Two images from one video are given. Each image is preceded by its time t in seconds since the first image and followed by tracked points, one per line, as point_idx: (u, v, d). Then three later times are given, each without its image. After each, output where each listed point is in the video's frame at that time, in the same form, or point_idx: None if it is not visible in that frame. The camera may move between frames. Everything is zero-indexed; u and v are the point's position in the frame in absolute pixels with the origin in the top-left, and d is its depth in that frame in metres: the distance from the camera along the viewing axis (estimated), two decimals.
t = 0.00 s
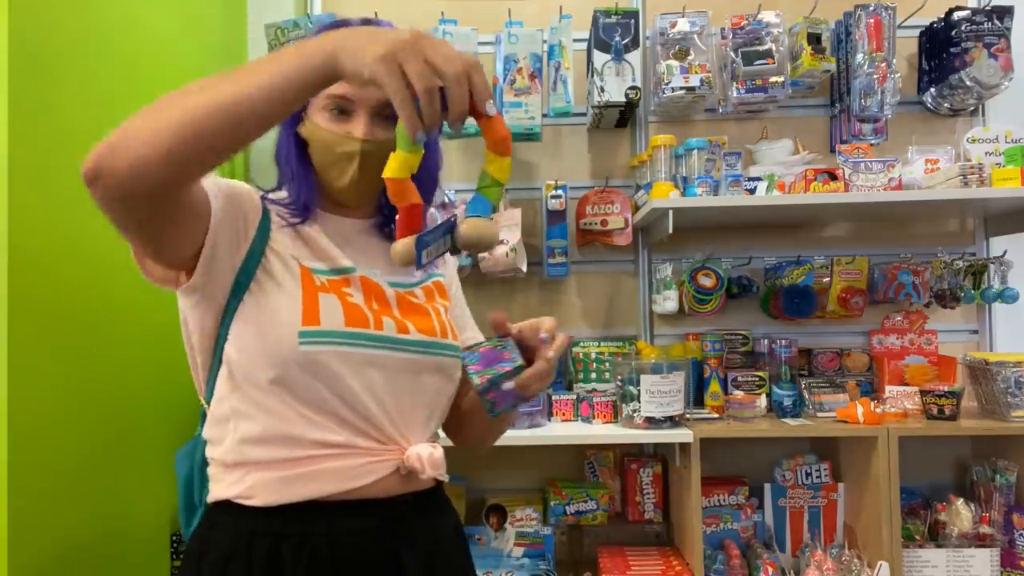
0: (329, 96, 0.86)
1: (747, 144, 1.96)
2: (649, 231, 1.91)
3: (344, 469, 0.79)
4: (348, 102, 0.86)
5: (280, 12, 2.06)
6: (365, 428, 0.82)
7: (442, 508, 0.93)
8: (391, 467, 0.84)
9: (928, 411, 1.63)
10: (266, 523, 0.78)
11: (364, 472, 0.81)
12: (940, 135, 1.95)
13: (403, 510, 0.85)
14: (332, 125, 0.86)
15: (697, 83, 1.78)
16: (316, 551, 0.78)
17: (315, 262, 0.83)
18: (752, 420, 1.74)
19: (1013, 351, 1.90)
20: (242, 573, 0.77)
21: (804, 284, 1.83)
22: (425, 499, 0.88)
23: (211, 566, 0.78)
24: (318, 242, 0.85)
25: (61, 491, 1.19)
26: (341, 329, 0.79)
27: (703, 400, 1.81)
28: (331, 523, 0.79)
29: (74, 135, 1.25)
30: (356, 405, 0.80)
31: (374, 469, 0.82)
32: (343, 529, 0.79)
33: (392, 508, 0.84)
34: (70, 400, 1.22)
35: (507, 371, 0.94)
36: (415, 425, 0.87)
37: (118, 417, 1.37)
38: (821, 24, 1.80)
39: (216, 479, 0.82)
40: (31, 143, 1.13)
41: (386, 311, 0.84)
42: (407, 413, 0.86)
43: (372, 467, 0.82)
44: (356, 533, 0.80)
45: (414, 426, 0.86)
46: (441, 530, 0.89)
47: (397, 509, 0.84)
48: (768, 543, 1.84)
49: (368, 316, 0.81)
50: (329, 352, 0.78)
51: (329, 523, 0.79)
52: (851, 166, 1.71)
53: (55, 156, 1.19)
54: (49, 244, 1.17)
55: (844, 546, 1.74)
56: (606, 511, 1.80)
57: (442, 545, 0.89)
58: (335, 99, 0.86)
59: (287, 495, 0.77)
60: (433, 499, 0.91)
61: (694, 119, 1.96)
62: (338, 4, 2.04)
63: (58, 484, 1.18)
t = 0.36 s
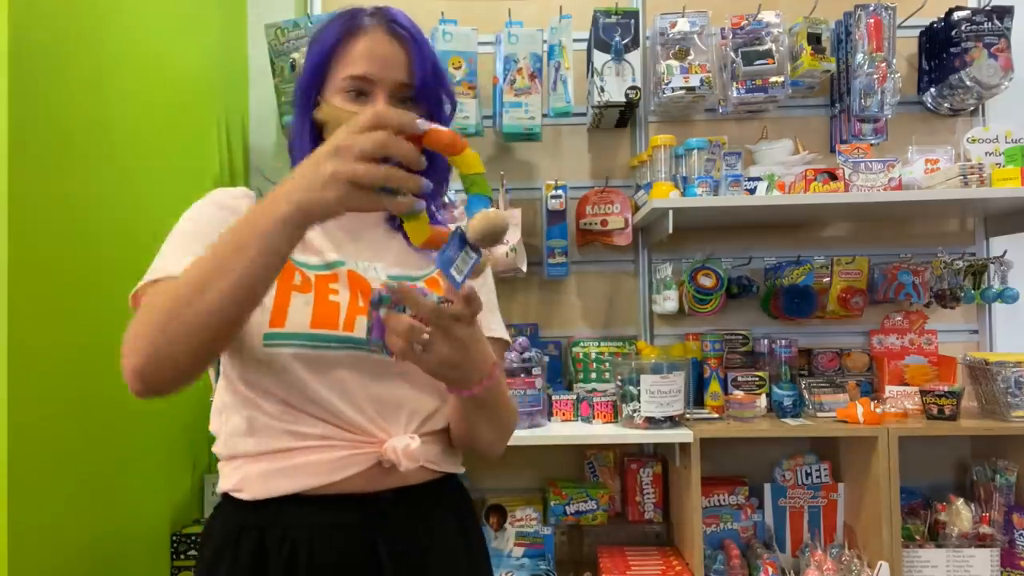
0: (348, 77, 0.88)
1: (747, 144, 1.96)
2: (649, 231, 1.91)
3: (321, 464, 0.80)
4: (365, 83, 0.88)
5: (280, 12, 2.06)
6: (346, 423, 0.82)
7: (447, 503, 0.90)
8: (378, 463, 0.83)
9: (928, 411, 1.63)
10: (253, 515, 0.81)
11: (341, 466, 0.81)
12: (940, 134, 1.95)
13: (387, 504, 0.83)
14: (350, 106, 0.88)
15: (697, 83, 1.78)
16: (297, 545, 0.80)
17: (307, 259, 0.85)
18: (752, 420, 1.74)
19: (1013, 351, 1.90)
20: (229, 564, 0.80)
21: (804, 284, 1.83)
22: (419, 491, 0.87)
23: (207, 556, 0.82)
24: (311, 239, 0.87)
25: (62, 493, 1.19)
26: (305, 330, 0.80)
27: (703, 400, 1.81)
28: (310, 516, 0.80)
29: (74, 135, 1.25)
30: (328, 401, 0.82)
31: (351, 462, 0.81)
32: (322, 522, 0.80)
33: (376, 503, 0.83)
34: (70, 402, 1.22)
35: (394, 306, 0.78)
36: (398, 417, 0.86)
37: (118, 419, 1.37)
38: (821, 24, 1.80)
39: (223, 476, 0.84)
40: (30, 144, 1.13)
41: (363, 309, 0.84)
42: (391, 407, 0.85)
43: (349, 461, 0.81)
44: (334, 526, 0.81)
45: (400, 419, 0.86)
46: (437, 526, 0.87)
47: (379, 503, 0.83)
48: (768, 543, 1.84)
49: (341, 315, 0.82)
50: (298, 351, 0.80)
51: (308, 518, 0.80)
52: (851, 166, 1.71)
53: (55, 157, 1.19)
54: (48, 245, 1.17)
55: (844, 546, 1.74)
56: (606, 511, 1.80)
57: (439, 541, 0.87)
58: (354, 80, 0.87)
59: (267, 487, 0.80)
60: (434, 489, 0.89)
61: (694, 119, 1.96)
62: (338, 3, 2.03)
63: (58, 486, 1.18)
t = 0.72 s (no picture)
0: (363, 55, 0.91)
1: (747, 144, 1.96)
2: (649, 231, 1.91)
3: (342, 467, 0.81)
4: (380, 60, 0.91)
5: (280, 12, 2.06)
6: (371, 425, 0.83)
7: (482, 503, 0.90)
8: (399, 465, 0.83)
9: (928, 411, 1.63)
10: (280, 517, 0.83)
11: (359, 470, 0.81)
12: (940, 135, 1.95)
13: (409, 508, 0.83)
14: (367, 86, 0.91)
15: (697, 83, 1.78)
16: (320, 550, 0.81)
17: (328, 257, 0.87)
18: (752, 420, 1.74)
19: (1013, 351, 1.90)
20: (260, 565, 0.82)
21: (804, 284, 1.83)
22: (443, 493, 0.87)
23: (241, 554, 0.85)
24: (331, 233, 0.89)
25: (62, 494, 1.19)
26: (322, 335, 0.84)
27: (703, 400, 1.81)
28: (334, 520, 0.82)
29: (74, 135, 1.25)
30: (350, 405, 0.83)
31: (370, 467, 0.82)
32: (346, 526, 0.81)
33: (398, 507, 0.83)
34: (70, 403, 1.22)
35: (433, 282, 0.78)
36: (422, 421, 0.86)
37: (118, 419, 1.37)
38: (821, 24, 1.80)
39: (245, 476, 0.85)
40: (31, 144, 1.13)
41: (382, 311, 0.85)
42: (414, 409, 0.86)
43: (370, 467, 0.82)
44: (356, 529, 0.81)
45: (424, 420, 0.86)
46: (464, 527, 0.86)
47: (401, 508, 0.83)
48: (768, 543, 1.84)
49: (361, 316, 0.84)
50: (315, 362, 0.83)
51: (329, 522, 0.81)
52: (851, 166, 1.71)
53: (55, 157, 1.19)
54: (48, 246, 1.17)
55: (844, 546, 1.74)
56: (606, 511, 1.80)
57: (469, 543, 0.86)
58: (368, 59, 0.90)
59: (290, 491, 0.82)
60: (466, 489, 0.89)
61: (694, 119, 1.96)
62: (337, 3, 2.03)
63: (59, 487, 1.18)
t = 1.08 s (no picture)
0: (392, 55, 0.91)
1: (747, 144, 1.96)
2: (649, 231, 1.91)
3: (381, 477, 0.84)
4: (410, 58, 0.91)
5: (280, 12, 2.06)
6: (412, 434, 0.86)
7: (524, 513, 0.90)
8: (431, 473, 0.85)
9: (928, 411, 1.63)
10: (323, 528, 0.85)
11: (398, 481, 0.84)
12: (940, 134, 1.95)
13: (447, 519, 0.85)
14: (396, 85, 0.91)
15: (697, 83, 1.78)
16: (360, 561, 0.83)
17: (370, 263, 0.92)
18: (752, 420, 1.74)
19: (1012, 351, 1.90)
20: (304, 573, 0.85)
21: (804, 284, 1.83)
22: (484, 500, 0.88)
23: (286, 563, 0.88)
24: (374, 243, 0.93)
25: (62, 494, 1.19)
26: (360, 342, 0.87)
27: (703, 400, 1.81)
28: (373, 530, 0.84)
29: (73, 135, 1.25)
30: (390, 414, 0.86)
31: (409, 478, 0.84)
32: (386, 537, 0.84)
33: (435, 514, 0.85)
34: (70, 403, 1.22)
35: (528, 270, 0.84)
36: (461, 427, 0.88)
37: (118, 419, 1.37)
38: (821, 24, 1.80)
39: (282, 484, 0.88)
40: (31, 144, 1.13)
41: (418, 316, 0.89)
42: (455, 417, 0.88)
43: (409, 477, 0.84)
44: (394, 541, 0.83)
45: (464, 428, 0.88)
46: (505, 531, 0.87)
47: (439, 518, 0.85)
48: (768, 543, 1.84)
49: (397, 324, 0.88)
50: (353, 366, 0.87)
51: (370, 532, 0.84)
52: (851, 166, 1.71)
53: (56, 157, 1.19)
54: (48, 245, 1.17)
55: (844, 546, 1.74)
56: (606, 511, 1.80)
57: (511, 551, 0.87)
58: (397, 58, 0.91)
59: (332, 500, 0.85)
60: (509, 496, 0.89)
61: (694, 119, 1.96)
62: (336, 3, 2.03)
63: (59, 487, 1.18)
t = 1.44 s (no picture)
0: (417, 57, 0.91)
1: (747, 144, 1.96)
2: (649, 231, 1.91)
3: (400, 490, 0.83)
4: (434, 60, 0.90)
5: (280, 12, 2.06)
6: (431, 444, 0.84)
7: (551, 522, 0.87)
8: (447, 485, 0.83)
9: (928, 411, 1.63)
10: (351, 538, 0.85)
11: (419, 493, 0.82)
12: (940, 134, 1.95)
13: (469, 532, 0.82)
14: (421, 89, 0.91)
15: (697, 83, 1.78)
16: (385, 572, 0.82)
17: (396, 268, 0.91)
18: (752, 420, 1.74)
19: (1012, 351, 1.90)
20: None
21: (804, 284, 1.83)
22: (512, 513, 0.85)
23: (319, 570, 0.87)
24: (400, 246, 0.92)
25: (62, 494, 1.19)
26: (381, 348, 0.86)
27: (703, 399, 1.81)
28: (395, 542, 0.82)
29: (74, 135, 1.25)
30: (409, 423, 0.84)
31: (428, 490, 0.82)
32: (409, 550, 0.82)
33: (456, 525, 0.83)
34: (70, 403, 1.22)
35: (557, 313, 0.77)
36: (482, 435, 0.85)
37: (119, 419, 1.37)
38: (821, 24, 1.80)
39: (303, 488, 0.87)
40: (32, 145, 1.13)
41: (439, 322, 0.86)
42: (476, 426, 0.86)
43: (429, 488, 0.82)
44: (417, 554, 0.82)
45: (484, 437, 0.85)
46: (535, 547, 0.85)
47: (461, 531, 0.82)
48: (768, 543, 1.84)
49: (416, 330, 0.86)
50: (368, 372, 0.86)
51: (394, 544, 0.82)
52: (851, 166, 1.71)
53: (56, 157, 1.19)
54: (48, 245, 1.17)
55: (844, 546, 1.75)
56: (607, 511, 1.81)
57: (537, 561, 0.84)
58: (421, 61, 0.90)
59: (356, 509, 0.85)
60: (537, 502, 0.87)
61: (694, 119, 1.96)
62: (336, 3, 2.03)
63: (59, 487, 1.18)
